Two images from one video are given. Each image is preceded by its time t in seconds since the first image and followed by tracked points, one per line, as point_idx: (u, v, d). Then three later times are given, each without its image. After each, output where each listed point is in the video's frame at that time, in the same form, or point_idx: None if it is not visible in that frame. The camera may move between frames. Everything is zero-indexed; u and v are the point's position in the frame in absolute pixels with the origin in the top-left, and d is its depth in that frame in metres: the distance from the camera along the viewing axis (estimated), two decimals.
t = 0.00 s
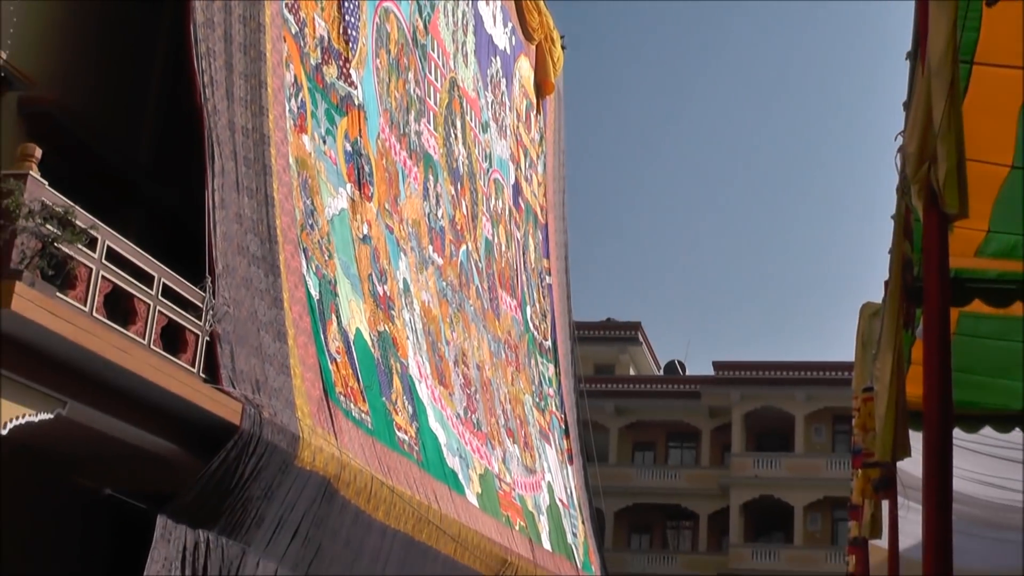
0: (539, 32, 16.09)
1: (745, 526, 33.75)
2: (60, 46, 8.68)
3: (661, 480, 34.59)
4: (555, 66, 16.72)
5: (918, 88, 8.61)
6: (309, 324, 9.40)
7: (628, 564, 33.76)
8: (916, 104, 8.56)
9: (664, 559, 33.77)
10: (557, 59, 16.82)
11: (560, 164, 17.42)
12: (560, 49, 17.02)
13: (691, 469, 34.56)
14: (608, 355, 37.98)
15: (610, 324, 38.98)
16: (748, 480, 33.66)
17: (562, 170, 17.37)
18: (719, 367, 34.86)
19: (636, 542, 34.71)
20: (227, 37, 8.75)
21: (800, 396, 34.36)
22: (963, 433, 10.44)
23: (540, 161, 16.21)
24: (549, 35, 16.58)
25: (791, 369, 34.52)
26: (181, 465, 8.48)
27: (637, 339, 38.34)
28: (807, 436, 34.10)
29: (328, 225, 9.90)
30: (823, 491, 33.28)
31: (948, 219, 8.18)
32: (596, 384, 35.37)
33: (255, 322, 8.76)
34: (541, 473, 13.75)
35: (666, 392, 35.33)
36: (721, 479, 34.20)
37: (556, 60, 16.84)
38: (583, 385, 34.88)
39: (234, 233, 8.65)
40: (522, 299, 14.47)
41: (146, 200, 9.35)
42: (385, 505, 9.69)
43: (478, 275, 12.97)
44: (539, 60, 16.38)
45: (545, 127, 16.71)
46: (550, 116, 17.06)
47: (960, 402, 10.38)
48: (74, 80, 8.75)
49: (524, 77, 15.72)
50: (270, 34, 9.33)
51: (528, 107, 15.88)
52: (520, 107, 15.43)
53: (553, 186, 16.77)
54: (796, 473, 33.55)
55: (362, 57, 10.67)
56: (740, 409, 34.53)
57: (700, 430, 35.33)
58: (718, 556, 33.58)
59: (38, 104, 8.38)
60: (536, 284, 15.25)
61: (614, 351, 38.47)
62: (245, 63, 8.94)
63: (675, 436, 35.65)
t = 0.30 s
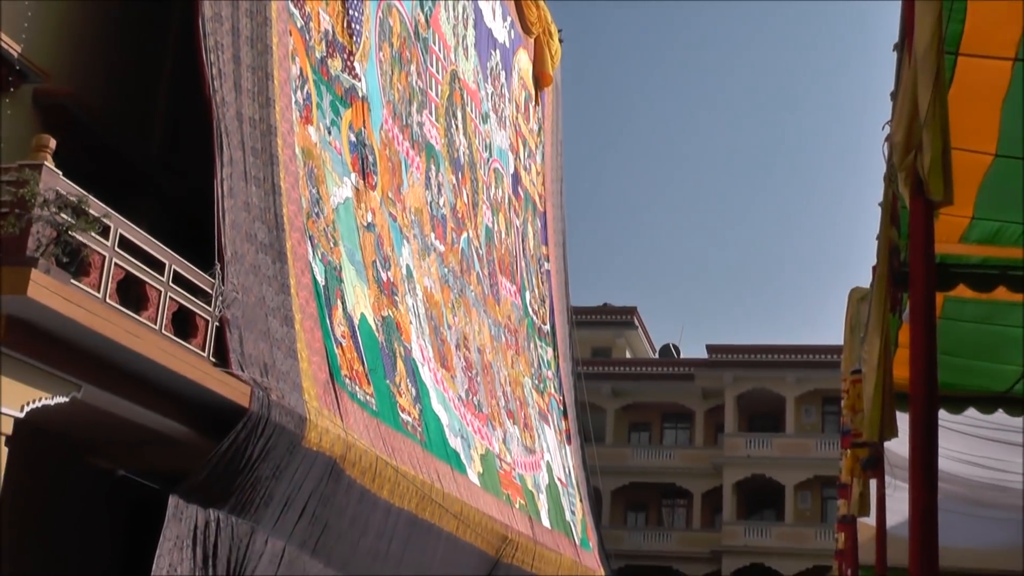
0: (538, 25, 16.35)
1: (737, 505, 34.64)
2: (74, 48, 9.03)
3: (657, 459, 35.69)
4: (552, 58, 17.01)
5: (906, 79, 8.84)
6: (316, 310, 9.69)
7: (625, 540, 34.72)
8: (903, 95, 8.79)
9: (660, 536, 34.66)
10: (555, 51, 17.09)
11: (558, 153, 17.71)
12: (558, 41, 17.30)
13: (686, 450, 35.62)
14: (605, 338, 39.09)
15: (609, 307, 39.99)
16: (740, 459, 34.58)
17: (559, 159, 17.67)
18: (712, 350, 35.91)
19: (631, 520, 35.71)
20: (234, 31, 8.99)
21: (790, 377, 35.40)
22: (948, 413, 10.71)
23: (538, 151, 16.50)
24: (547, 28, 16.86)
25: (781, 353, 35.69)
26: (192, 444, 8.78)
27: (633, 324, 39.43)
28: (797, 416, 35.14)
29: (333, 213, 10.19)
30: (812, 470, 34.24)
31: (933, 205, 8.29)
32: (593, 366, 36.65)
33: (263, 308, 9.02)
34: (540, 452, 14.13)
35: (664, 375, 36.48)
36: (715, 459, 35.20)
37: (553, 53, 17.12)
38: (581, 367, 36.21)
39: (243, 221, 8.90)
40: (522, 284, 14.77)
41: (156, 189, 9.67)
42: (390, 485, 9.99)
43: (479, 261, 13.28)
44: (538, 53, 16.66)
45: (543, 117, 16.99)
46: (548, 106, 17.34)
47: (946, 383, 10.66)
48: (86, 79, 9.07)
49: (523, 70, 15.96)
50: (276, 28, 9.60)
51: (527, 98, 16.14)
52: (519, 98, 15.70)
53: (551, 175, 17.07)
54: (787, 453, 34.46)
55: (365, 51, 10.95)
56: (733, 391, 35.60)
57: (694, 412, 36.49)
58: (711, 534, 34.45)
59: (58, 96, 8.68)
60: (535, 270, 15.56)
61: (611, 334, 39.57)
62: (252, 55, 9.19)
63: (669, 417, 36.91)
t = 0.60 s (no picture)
0: (535, 17, 16.69)
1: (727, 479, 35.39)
2: (86, 46, 9.40)
3: (650, 435, 36.49)
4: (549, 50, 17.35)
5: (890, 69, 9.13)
6: (321, 293, 10.04)
7: (619, 515, 35.68)
8: (887, 85, 9.07)
9: (653, 509, 35.59)
10: (551, 44, 17.43)
11: (554, 141, 18.07)
12: (554, 33, 17.64)
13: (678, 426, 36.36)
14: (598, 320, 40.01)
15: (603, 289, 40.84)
16: (731, 437, 35.22)
17: (554, 147, 18.03)
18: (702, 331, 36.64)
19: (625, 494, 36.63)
20: (241, 23, 9.28)
21: (778, 357, 36.02)
22: (930, 392, 11.07)
23: (535, 139, 16.85)
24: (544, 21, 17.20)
25: (769, 332, 36.21)
26: (202, 422, 9.13)
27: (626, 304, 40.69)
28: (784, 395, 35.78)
29: (337, 199, 10.54)
30: (800, 447, 34.86)
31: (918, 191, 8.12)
32: (587, 347, 37.49)
33: (270, 291, 9.34)
34: (537, 430, 14.60)
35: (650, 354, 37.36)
36: (706, 435, 35.95)
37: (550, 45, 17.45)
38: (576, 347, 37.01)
39: (251, 208, 9.20)
40: (519, 268, 15.13)
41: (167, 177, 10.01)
42: (393, 461, 10.36)
43: (479, 246, 13.65)
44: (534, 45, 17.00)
45: (540, 107, 17.35)
46: (544, 97, 17.69)
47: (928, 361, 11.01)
48: (95, 69, 9.42)
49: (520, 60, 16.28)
50: (282, 21, 9.91)
51: (524, 88, 16.46)
52: (517, 87, 16.04)
53: (546, 162, 17.44)
54: (774, 431, 35.07)
55: (367, 43, 11.30)
56: (723, 369, 36.29)
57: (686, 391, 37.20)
58: (701, 508, 35.29)
59: (71, 87, 9.09)
60: (532, 255, 15.92)
61: (605, 316, 40.64)
62: (258, 47, 9.49)
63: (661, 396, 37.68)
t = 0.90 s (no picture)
0: (532, 11, 16.99)
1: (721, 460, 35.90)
2: (99, 42, 9.66)
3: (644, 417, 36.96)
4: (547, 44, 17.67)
5: (876, 62, 9.39)
6: (325, 279, 10.34)
7: (615, 493, 36.35)
8: (873, 77, 9.33)
9: (648, 489, 36.23)
10: (548, 38, 17.74)
11: (551, 132, 18.39)
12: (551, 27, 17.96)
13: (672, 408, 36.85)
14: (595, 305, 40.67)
15: (600, 277, 41.48)
16: (721, 417, 35.61)
17: (552, 138, 18.36)
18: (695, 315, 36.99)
19: (621, 473, 37.19)
20: (247, 18, 9.54)
21: (767, 341, 36.39)
22: (916, 374, 11.39)
23: (533, 130, 17.17)
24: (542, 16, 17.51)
25: (762, 317, 36.39)
26: (212, 405, 9.42)
27: (621, 290, 41.10)
28: (774, 378, 36.18)
29: (341, 188, 10.83)
30: (790, 428, 35.26)
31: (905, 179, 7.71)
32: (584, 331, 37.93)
33: (276, 279, 9.63)
34: (536, 412, 14.95)
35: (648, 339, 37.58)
36: (699, 417, 36.45)
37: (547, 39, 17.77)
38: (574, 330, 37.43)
39: (257, 197, 9.48)
40: (518, 255, 15.43)
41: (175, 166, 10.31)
42: (396, 443, 10.70)
43: (479, 234, 13.96)
44: (531, 40, 17.31)
45: (538, 100, 17.67)
46: (542, 90, 18.00)
47: (914, 346, 11.31)
48: (112, 67, 9.74)
49: (518, 54, 16.57)
50: (287, 16, 10.20)
51: (523, 81, 16.75)
52: (516, 80, 16.34)
53: (544, 153, 17.76)
54: (764, 412, 35.43)
55: (370, 37, 11.60)
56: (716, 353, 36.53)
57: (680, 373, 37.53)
58: (695, 487, 35.88)
59: (81, 82, 9.29)
60: (531, 242, 16.23)
61: (602, 301, 41.16)
62: (264, 41, 9.77)
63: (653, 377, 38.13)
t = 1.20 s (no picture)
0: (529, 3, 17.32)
1: (711, 436, 36.36)
2: (108, 32, 9.95)
3: (638, 395, 37.26)
4: (543, 36, 18.02)
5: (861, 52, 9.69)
6: (329, 263, 10.69)
7: (610, 469, 36.74)
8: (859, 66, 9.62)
9: (642, 464, 36.68)
10: (544, 30, 18.09)
11: (547, 121, 18.75)
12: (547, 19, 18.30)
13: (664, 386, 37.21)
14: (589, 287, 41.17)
15: (592, 260, 41.96)
16: (714, 396, 36.02)
17: (548, 126, 18.72)
18: (686, 297, 37.38)
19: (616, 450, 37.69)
20: (252, 10, 9.85)
21: (757, 321, 36.80)
22: (901, 354, 11.74)
23: (530, 118, 17.52)
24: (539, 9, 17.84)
25: (749, 298, 36.86)
26: (221, 385, 9.75)
27: (616, 273, 41.54)
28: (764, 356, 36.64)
29: (344, 175, 11.18)
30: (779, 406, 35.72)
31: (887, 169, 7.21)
32: (579, 312, 38.44)
33: (282, 263, 9.97)
34: (533, 391, 15.35)
35: (639, 320, 38.15)
36: (690, 395, 36.84)
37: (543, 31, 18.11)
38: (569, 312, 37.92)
39: (264, 184, 9.81)
40: (516, 239, 15.78)
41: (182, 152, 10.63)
42: (398, 421, 11.08)
43: (478, 220, 14.32)
44: (528, 31, 17.66)
45: (535, 90, 18.03)
46: (539, 81, 18.36)
47: (899, 326, 11.65)
48: (122, 60, 10.07)
49: (515, 45, 16.90)
50: (292, 9, 10.52)
51: (520, 71, 17.10)
52: (513, 69, 16.68)
53: (540, 141, 18.13)
54: (753, 391, 35.87)
55: (371, 28, 11.95)
56: (706, 334, 36.99)
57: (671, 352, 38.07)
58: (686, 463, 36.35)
59: (93, 71, 9.55)
60: (528, 227, 16.59)
61: (597, 283, 41.55)
62: (268, 33, 10.09)
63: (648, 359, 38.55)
